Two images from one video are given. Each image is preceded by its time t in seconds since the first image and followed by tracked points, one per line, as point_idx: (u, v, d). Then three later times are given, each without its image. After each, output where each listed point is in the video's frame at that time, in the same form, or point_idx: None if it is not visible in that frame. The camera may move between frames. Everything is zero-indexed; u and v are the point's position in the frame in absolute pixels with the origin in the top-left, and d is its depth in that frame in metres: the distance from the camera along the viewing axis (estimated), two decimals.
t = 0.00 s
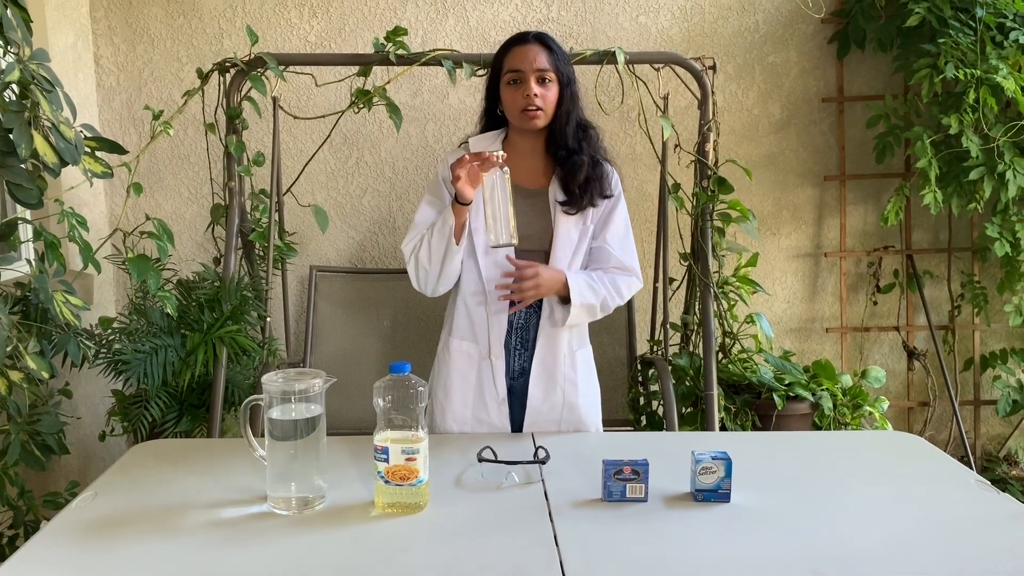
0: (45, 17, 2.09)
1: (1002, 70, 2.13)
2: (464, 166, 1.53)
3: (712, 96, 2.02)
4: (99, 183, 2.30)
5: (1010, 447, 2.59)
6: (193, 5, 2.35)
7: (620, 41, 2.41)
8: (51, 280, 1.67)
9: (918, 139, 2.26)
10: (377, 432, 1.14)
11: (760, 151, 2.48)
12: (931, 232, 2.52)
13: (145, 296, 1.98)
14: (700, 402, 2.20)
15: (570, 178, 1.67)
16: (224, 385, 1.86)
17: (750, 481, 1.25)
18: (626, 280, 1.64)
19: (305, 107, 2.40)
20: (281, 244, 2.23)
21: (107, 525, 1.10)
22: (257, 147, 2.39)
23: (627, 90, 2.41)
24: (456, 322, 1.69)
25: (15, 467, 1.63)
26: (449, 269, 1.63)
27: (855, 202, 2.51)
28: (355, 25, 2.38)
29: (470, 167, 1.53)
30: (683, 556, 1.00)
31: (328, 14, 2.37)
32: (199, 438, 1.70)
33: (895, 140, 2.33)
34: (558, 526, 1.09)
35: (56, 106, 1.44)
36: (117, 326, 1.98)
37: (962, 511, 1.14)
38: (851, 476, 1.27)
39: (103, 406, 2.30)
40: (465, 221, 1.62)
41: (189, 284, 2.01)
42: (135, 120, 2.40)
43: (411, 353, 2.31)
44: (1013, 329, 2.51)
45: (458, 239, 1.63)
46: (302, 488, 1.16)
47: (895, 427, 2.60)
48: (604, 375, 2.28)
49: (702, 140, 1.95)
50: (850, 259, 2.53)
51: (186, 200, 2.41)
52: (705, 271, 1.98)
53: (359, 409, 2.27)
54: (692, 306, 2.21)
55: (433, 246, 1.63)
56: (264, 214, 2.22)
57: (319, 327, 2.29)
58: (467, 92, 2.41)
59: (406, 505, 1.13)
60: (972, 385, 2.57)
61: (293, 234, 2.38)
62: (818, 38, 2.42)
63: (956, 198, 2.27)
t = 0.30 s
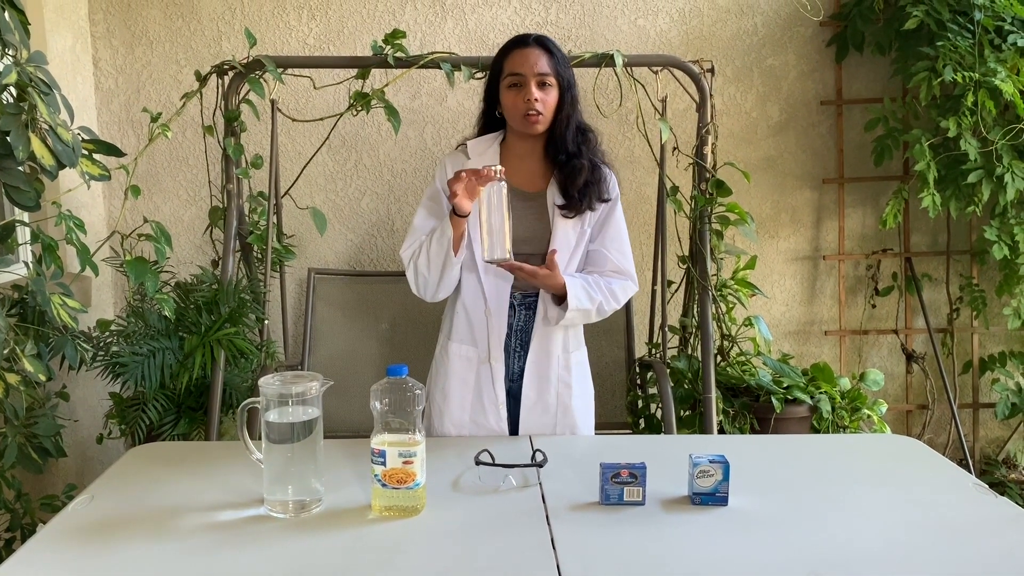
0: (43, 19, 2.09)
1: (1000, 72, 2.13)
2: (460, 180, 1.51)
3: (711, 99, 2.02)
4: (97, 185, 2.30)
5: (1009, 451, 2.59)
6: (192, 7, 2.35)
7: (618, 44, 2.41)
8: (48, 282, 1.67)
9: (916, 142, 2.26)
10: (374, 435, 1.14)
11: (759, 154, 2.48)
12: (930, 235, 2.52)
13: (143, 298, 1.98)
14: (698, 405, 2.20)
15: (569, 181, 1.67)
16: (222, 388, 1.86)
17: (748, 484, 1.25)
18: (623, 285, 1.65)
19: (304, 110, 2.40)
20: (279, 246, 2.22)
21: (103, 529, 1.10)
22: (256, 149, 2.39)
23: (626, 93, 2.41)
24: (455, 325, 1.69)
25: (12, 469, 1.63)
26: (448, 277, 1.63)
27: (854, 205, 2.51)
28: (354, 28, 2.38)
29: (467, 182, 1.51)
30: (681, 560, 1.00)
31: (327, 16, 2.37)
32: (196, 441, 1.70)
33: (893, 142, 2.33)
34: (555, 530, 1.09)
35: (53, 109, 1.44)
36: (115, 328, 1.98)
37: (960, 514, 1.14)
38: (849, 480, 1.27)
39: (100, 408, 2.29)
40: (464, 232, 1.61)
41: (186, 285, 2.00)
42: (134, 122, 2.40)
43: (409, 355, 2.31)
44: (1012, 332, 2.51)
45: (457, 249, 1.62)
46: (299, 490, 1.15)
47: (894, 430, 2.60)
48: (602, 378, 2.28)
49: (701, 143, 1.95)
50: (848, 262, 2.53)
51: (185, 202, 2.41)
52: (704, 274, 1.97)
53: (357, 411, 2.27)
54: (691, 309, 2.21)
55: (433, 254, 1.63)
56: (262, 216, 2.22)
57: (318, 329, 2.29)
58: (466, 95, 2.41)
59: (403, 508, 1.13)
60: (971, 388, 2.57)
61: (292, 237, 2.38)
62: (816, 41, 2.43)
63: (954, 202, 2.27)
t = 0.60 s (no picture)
0: (45, 19, 2.10)
1: (1003, 74, 2.13)
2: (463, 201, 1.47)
3: (712, 101, 2.02)
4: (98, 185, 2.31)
5: (1011, 454, 2.58)
6: (194, 8, 2.35)
7: (620, 45, 2.41)
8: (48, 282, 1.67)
9: (919, 144, 2.25)
10: (373, 436, 1.14)
11: (760, 156, 2.47)
12: (932, 237, 2.52)
13: (144, 298, 1.97)
14: (699, 407, 2.19)
15: (569, 185, 1.67)
16: (222, 389, 1.85)
17: (748, 487, 1.24)
18: (625, 288, 1.65)
19: (305, 111, 2.40)
20: (280, 246, 2.22)
21: (102, 529, 1.10)
22: (257, 149, 2.39)
23: (628, 94, 2.41)
24: (455, 327, 1.69)
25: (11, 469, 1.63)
26: (446, 282, 1.63)
27: (856, 207, 2.50)
28: (356, 28, 2.38)
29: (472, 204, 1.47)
30: (680, 562, 1.00)
31: (329, 17, 2.37)
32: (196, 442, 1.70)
33: (895, 144, 2.33)
34: (554, 532, 1.08)
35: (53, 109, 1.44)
36: (116, 328, 1.98)
37: (961, 517, 1.13)
38: (850, 482, 1.26)
39: (100, 409, 2.29)
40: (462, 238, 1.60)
41: (187, 285, 2.00)
42: (135, 122, 2.40)
43: (409, 356, 2.31)
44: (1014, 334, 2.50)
45: (455, 256, 1.61)
46: (299, 491, 1.15)
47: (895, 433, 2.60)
48: (603, 380, 2.27)
49: (702, 144, 1.95)
50: (850, 265, 2.53)
51: (186, 202, 2.41)
52: (704, 276, 1.97)
53: (357, 412, 2.26)
54: (692, 311, 2.21)
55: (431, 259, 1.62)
56: (263, 217, 2.21)
57: (318, 330, 2.29)
58: (468, 96, 2.41)
59: (402, 510, 1.13)
60: (972, 390, 2.56)
61: (293, 237, 2.38)
62: (819, 43, 2.42)
63: (956, 204, 2.26)
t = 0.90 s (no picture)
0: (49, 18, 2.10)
1: (1008, 74, 2.12)
2: (483, 277, 1.38)
3: (716, 100, 2.01)
4: (101, 184, 2.31)
5: (1014, 454, 2.57)
6: (198, 6, 2.35)
7: (624, 44, 2.40)
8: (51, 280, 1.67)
9: (923, 143, 2.24)
10: (375, 435, 1.14)
11: (764, 155, 2.47)
12: (936, 237, 2.51)
13: (146, 296, 1.97)
14: (702, 407, 2.19)
15: (582, 194, 1.67)
16: (225, 388, 1.86)
17: (750, 487, 1.24)
18: (631, 290, 1.68)
19: (308, 109, 2.40)
20: (283, 245, 2.22)
21: (104, 527, 1.10)
22: (260, 148, 2.40)
23: (631, 94, 2.40)
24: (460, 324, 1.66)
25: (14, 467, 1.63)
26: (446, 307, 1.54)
27: (860, 206, 2.50)
28: (360, 27, 2.38)
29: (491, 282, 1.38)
30: (682, 562, 0.99)
31: (332, 16, 2.37)
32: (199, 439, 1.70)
33: (899, 144, 2.32)
34: (555, 531, 1.08)
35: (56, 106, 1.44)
36: (119, 326, 1.98)
37: (964, 518, 1.13)
38: (853, 483, 1.26)
39: (103, 406, 2.29)
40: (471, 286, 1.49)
41: (190, 284, 2.01)
42: (139, 121, 2.40)
43: (412, 355, 2.31)
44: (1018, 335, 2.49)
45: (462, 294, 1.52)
46: (300, 490, 1.15)
47: (898, 434, 2.59)
48: (605, 379, 2.27)
49: (705, 143, 1.94)
50: (854, 264, 2.52)
51: (189, 201, 2.41)
52: (707, 275, 1.96)
53: (360, 410, 2.26)
54: (695, 310, 2.21)
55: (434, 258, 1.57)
56: (266, 216, 2.21)
57: (321, 329, 2.29)
58: (471, 95, 2.41)
59: (404, 508, 1.13)
60: (976, 391, 2.56)
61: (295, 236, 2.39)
62: (823, 42, 2.41)
63: (961, 204, 2.25)
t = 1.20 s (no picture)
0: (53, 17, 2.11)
1: (1013, 71, 2.11)
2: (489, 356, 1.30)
3: (720, 98, 2.01)
4: (106, 183, 2.32)
5: (1020, 453, 2.56)
6: (201, 5, 2.35)
7: (627, 42, 2.40)
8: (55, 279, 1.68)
9: (927, 140, 2.23)
10: (377, 433, 1.14)
11: (768, 153, 2.46)
12: (941, 235, 2.50)
13: (150, 295, 1.98)
14: (705, 405, 2.19)
15: (593, 194, 1.66)
16: (228, 386, 1.86)
17: (753, 485, 1.24)
18: (628, 286, 1.73)
19: (312, 108, 2.40)
20: (287, 243, 2.22)
21: (109, 524, 1.10)
22: (264, 147, 2.40)
23: (634, 91, 2.40)
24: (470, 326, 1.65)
25: (19, 465, 1.64)
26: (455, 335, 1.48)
27: (865, 204, 2.49)
28: (363, 26, 2.38)
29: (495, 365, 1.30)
30: (684, 560, 0.99)
31: (336, 14, 2.37)
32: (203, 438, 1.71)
33: (904, 141, 2.31)
34: (558, 529, 1.08)
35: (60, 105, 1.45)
36: (123, 325, 1.99)
37: (967, 517, 1.13)
38: (856, 481, 1.26)
39: (108, 404, 2.30)
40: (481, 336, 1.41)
41: (194, 283, 2.01)
42: (143, 120, 2.41)
43: (416, 354, 2.31)
44: None
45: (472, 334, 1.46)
46: (302, 488, 1.16)
47: (903, 432, 2.58)
48: (609, 377, 2.27)
49: (709, 141, 1.93)
50: (858, 262, 2.51)
51: (193, 200, 2.42)
52: (711, 274, 1.96)
53: (363, 409, 2.27)
54: (698, 309, 2.20)
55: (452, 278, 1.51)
56: (270, 214, 2.22)
57: (325, 327, 2.29)
58: (474, 93, 2.41)
59: (406, 506, 1.13)
60: (981, 389, 2.55)
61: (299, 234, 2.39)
62: (827, 39, 2.41)
63: (965, 202, 2.25)
